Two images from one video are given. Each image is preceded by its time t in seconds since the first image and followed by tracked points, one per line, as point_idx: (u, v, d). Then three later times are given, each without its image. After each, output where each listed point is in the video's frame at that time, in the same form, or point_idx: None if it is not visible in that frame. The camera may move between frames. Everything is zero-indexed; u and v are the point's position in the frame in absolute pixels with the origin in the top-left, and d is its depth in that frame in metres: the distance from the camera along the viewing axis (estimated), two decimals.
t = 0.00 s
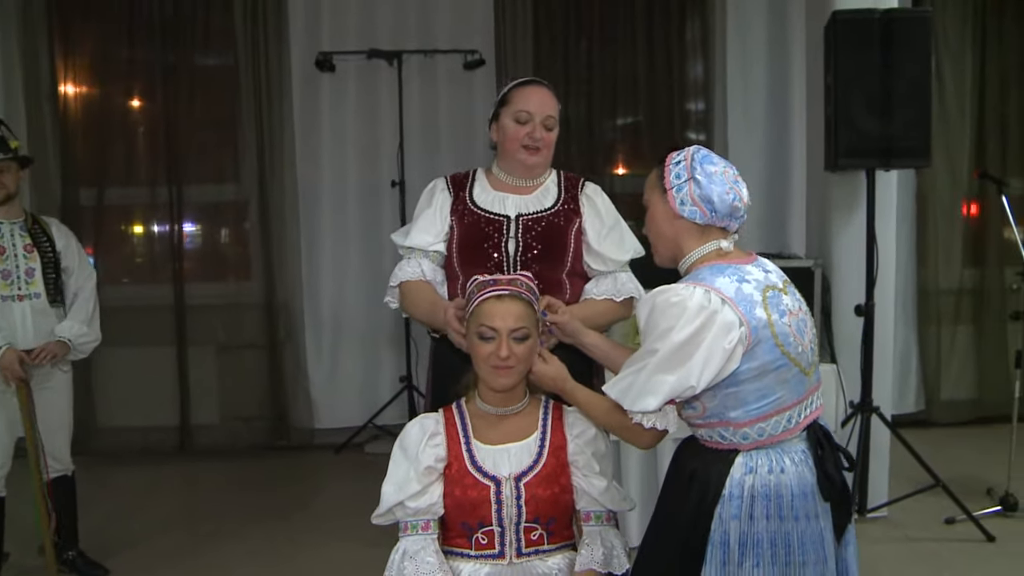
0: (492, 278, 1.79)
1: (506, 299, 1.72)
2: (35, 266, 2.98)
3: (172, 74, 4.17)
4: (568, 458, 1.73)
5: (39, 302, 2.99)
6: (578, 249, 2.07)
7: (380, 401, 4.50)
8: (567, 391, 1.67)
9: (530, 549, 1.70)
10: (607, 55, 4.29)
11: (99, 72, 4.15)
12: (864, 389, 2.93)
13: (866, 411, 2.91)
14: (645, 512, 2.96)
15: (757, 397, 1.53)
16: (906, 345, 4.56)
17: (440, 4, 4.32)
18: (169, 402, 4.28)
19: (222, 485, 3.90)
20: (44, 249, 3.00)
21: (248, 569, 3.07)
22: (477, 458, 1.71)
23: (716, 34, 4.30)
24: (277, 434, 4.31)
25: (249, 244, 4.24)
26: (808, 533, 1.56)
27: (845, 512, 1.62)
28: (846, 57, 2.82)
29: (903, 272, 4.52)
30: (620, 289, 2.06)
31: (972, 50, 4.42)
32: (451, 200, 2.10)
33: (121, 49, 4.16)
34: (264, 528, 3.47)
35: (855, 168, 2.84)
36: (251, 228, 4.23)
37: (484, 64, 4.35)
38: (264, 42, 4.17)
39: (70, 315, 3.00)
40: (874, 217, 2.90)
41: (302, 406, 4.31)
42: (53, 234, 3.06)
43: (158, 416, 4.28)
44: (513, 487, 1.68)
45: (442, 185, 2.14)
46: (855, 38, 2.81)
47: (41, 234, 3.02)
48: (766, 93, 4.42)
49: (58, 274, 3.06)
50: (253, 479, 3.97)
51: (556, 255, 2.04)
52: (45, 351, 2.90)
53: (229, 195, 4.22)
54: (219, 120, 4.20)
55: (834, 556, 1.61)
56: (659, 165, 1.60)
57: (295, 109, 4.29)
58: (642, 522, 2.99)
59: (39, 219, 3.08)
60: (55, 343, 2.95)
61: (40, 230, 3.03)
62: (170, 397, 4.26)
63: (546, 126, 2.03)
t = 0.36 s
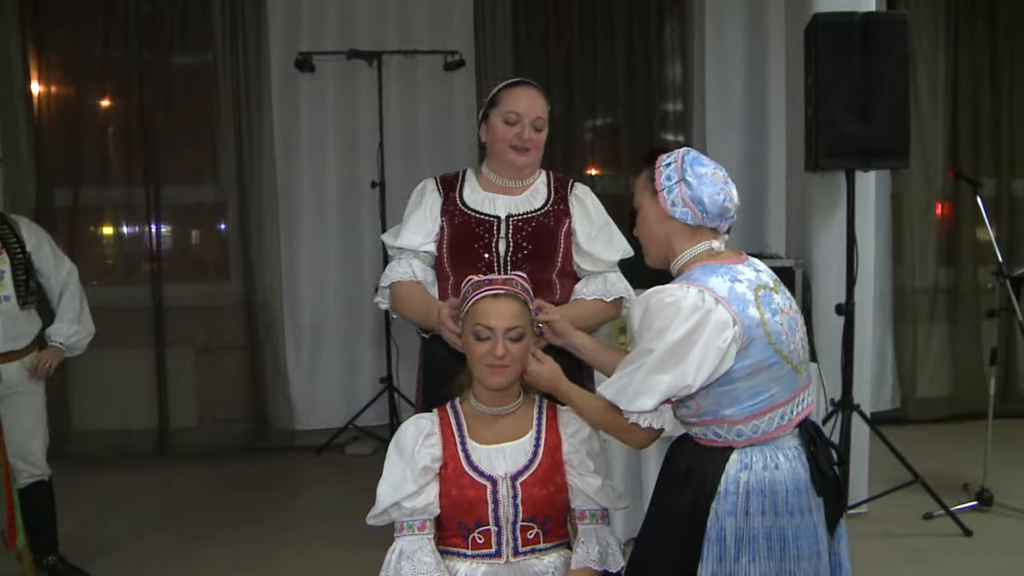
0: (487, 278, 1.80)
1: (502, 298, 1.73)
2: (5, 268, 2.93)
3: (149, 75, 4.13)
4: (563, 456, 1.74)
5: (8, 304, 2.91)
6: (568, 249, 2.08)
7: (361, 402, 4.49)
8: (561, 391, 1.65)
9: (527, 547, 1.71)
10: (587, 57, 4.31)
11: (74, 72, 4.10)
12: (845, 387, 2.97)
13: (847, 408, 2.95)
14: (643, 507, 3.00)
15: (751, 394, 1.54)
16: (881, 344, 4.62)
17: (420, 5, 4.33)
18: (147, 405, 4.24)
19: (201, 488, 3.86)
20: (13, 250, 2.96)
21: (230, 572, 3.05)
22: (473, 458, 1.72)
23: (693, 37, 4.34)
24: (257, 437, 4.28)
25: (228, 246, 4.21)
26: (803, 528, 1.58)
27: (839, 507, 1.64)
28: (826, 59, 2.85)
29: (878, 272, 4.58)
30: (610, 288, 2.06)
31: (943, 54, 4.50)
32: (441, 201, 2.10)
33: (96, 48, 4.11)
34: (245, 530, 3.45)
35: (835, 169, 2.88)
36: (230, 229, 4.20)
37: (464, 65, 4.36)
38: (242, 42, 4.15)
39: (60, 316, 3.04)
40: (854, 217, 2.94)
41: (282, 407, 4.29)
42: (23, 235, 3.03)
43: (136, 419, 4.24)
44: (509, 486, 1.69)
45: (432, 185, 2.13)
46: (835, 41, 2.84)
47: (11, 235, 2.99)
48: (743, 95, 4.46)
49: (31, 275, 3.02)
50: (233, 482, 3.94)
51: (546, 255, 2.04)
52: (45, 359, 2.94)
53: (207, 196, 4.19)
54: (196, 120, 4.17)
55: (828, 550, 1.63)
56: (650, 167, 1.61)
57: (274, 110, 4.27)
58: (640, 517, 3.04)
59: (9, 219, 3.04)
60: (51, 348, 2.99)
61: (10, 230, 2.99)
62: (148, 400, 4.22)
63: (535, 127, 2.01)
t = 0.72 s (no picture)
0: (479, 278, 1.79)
1: (496, 299, 1.73)
2: None
3: (128, 74, 4.10)
4: (559, 454, 1.75)
5: None
6: (558, 249, 2.07)
7: (342, 403, 4.49)
8: (559, 385, 1.68)
9: (523, 545, 1.72)
10: (567, 58, 4.33)
11: (50, 70, 4.05)
12: (827, 384, 3.01)
13: (830, 406, 2.98)
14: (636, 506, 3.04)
15: (746, 389, 1.55)
16: (859, 342, 4.68)
17: (401, 5, 4.33)
18: (127, 407, 4.20)
19: (182, 490, 3.83)
20: None
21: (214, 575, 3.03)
22: (470, 456, 1.72)
23: (673, 38, 4.38)
24: (239, 438, 4.26)
25: (208, 246, 4.19)
26: (796, 521, 1.60)
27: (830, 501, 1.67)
28: (807, 60, 2.89)
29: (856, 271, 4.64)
30: (601, 288, 2.06)
31: (917, 57, 4.56)
32: (432, 201, 2.08)
33: (74, 47, 4.06)
34: (228, 532, 3.43)
35: (816, 169, 2.92)
36: (210, 229, 4.17)
37: (445, 65, 4.37)
38: (222, 40, 4.12)
39: (38, 312, 3.04)
40: (836, 217, 2.98)
41: (263, 408, 4.27)
42: None
43: (114, 421, 4.20)
44: (506, 484, 1.70)
45: (423, 185, 2.12)
46: (817, 42, 2.88)
47: None
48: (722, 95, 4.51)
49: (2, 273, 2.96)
50: (214, 483, 3.91)
51: (536, 255, 2.04)
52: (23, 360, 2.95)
53: (187, 196, 4.17)
54: (176, 120, 4.14)
55: (820, 544, 1.65)
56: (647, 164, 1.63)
57: (255, 110, 4.25)
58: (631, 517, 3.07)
59: None
60: (26, 344, 3.02)
61: None
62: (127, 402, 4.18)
63: (526, 127, 1.99)
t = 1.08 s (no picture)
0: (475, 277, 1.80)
1: (493, 298, 1.74)
2: None
3: (109, 74, 4.06)
4: (556, 452, 1.77)
5: None
6: (550, 250, 2.06)
7: (326, 403, 4.48)
8: (564, 377, 1.70)
9: (522, 543, 1.73)
10: (550, 58, 4.35)
11: (30, 69, 4.01)
12: (810, 382, 3.04)
13: (813, 404, 3.01)
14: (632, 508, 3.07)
15: (743, 375, 1.57)
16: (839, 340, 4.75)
17: (384, 6, 4.33)
18: (108, 409, 4.16)
19: (165, 492, 3.80)
20: None
21: None
22: (468, 455, 1.73)
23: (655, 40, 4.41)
24: (222, 440, 4.23)
25: (190, 246, 4.16)
26: (791, 509, 1.61)
27: (825, 491, 1.68)
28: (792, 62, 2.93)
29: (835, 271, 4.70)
30: (593, 288, 2.05)
31: (895, 59, 4.63)
32: (424, 201, 2.04)
33: (53, 45, 4.02)
34: (213, 532, 3.41)
35: (800, 170, 2.95)
36: (192, 230, 4.15)
37: (429, 66, 4.37)
38: (204, 39, 4.10)
39: None
40: (819, 217, 3.02)
41: (246, 409, 4.25)
42: None
43: (95, 424, 4.16)
44: (505, 482, 1.71)
45: (414, 185, 2.07)
46: (802, 44, 2.91)
47: None
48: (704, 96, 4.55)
49: None
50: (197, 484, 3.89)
51: (528, 256, 2.01)
52: None
53: (170, 197, 4.15)
54: (158, 119, 4.11)
55: (815, 533, 1.66)
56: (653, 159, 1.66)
57: (238, 111, 4.24)
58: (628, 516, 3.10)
59: None
60: None
61: None
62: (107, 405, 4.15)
63: (520, 128, 1.92)
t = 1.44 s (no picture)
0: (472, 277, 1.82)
1: (492, 296, 1.76)
2: None
3: (91, 73, 4.04)
4: (554, 450, 1.79)
5: None
6: (544, 250, 2.06)
7: (310, 404, 4.47)
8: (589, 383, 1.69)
9: (521, 539, 1.74)
10: (534, 59, 4.37)
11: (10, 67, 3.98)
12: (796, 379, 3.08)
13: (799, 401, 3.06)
14: (631, 511, 3.08)
15: (744, 358, 1.62)
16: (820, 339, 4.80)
17: (367, 6, 4.34)
18: (91, 410, 4.13)
19: (151, 494, 3.79)
20: None
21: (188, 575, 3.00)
22: (468, 453, 1.74)
23: (638, 40, 4.44)
24: (206, 441, 4.21)
25: (173, 246, 4.15)
26: (791, 489, 1.66)
27: (821, 473, 1.73)
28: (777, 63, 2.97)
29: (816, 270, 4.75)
30: (586, 288, 2.05)
31: (873, 61, 4.69)
32: (418, 201, 2.04)
33: (34, 44, 4.00)
34: (202, 532, 3.41)
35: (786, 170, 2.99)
36: (176, 230, 4.13)
37: (413, 66, 4.38)
38: (188, 38, 4.08)
39: None
40: (804, 216, 3.06)
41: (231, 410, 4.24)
42: None
43: (78, 425, 4.13)
44: (504, 479, 1.72)
45: (409, 185, 2.06)
46: (786, 46, 2.95)
47: None
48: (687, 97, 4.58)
49: None
50: (183, 486, 3.87)
51: (522, 256, 2.02)
52: None
53: (153, 198, 4.13)
54: (141, 118, 4.09)
55: (813, 514, 1.71)
56: (650, 156, 1.72)
57: (221, 110, 4.23)
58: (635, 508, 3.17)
59: None
60: None
61: None
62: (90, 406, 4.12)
63: (513, 128, 1.87)
